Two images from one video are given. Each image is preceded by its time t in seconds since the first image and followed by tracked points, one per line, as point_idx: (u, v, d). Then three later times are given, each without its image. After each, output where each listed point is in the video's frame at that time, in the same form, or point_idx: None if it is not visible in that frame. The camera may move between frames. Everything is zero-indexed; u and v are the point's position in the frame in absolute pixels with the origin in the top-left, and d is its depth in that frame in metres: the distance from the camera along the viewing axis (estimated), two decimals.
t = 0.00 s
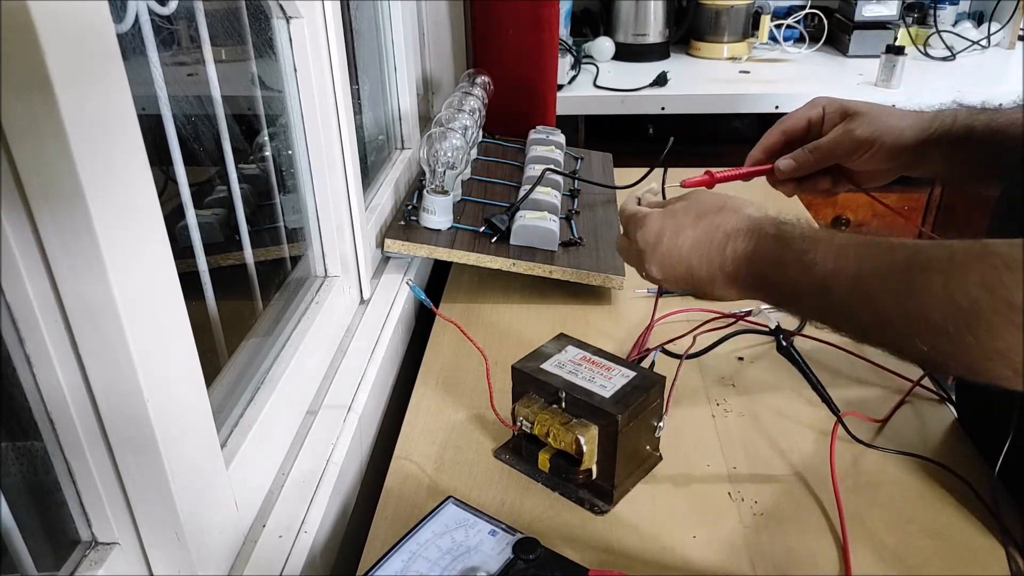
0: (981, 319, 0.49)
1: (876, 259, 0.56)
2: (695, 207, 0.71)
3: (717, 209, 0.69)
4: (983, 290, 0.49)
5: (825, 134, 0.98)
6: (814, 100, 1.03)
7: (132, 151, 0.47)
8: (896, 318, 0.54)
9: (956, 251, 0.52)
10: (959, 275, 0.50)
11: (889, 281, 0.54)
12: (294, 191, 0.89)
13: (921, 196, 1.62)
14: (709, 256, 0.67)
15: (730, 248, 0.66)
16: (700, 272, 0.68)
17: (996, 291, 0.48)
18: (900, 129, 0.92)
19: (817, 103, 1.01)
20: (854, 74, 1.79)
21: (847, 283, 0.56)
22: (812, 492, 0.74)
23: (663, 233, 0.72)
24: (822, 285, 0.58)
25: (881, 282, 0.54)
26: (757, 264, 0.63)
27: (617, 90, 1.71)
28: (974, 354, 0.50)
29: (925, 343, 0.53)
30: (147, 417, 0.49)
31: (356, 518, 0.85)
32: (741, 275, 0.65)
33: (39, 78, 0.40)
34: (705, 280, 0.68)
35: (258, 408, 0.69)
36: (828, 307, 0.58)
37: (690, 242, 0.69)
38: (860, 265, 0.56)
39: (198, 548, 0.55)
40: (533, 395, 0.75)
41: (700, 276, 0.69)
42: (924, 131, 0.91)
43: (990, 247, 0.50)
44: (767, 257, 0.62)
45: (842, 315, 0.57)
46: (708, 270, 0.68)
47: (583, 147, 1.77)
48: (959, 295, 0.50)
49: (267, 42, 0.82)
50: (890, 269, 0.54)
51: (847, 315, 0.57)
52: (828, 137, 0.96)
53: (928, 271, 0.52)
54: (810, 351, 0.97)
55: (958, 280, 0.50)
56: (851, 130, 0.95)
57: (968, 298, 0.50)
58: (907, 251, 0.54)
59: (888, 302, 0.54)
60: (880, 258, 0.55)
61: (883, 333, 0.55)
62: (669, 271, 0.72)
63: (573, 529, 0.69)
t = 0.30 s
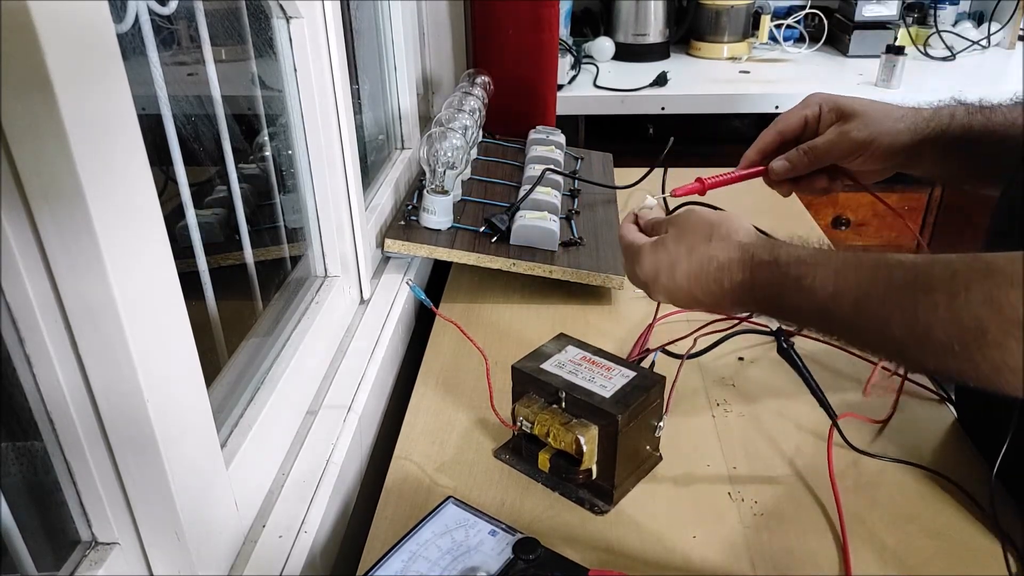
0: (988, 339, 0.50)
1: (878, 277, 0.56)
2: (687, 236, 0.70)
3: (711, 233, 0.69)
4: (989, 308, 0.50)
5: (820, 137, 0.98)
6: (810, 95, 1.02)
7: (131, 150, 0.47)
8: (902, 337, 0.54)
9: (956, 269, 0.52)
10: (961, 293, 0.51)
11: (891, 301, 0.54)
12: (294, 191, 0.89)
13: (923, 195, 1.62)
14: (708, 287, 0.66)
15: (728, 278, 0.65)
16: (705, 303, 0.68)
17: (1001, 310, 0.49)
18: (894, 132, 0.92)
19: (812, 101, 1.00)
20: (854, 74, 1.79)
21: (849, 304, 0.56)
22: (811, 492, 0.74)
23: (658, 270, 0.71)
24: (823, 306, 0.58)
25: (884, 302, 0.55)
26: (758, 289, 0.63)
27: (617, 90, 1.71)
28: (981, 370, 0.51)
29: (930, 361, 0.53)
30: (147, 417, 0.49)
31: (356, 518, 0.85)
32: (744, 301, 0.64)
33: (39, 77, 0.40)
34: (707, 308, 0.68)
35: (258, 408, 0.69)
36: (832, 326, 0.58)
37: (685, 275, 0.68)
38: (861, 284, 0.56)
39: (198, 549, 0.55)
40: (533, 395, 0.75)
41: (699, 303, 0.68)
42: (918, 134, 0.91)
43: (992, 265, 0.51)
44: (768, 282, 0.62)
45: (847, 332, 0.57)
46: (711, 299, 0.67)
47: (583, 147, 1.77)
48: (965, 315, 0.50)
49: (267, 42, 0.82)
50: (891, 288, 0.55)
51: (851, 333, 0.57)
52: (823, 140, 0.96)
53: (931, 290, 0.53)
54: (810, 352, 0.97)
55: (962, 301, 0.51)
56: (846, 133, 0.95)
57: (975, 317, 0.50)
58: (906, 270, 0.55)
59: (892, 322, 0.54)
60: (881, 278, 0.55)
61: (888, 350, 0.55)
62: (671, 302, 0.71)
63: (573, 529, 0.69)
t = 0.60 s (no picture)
0: (993, 341, 0.49)
1: (881, 280, 0.56)
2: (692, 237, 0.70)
3: (719, 233, 0.70)
4: (993, 311, 0.49)
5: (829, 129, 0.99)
6: (822, 81, 1.01)
7: (131, 150, 0.47)
8: (905, 339, 0.54)
9: (960, 272, 0.52)
10: (965, 295, 0.51)
11: (895, 305, 0.54)
12: (294, 191, 0.89)
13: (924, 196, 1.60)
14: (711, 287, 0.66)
15: (726, 279, 0.66)
16: (706, 303, 0.69)
17: (1005, 313, 0.49)
18: (900, 130, 0.94)
19: (823, 89, 1.00)
20: (854, 74, 1.79)
21: (852, 307, 0.56)
22: (812, 492, 0.74)
23: (663, 267, 0.73)
24: (826, 309, 0.58)
25: (888, 306, 0.54)
26: (754, 292, 0.63)
27: (617, 90, 1.71)
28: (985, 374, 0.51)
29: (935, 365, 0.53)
30: (147, 417, 0.49)
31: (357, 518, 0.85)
32: (740, 303, 0.65)
33: (38, 78, 0.40)
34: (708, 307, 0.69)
35: (259, 408, 0.69)
36: (835, 329, 0.58)
37: (689, 272, 0.70)
38: (864, 288, 0.56)
39: (197, 550, 0.55)
40: (533, 395, 0.75)
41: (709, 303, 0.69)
42: (925, 132, 0.92)
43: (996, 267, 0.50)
44: (763, 285, 0.62)
45: (851, 336, 0.57)
46: (716, 299, 0.67)
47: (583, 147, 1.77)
48: (969, 318, 0.50)
49: (266, 42, 0.82)
50: (894, 292, 0.55)
51: (854, 336, 0.57)
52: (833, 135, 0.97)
53: (935, 293, 0.52)
54: (811, 352, 0.96)
55: (966, 304, 0.51)
56: (854, 128, 0.96)
57: (979, 320, 0.50)
58: (910, 273, 0.55)
59: (896, 325, 0.54)
60: (884, 281, 0.55)
61: (890, 353, 0.55)
62: (675, 301, 0.73)
63: (573, 529, 0.69)
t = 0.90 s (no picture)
0: (999, 338, 0.53)
1: (887, 274, 0.56)
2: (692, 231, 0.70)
3: (730, 222, 0.69)
4: (999, 309, 0.52)
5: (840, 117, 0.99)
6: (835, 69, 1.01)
7: (131, 149, 0.47)
8: (914, 333, 0.54)
9: (966, 269, 0.54)
10: (973, 291, 0.53)
11: (904, 298, 0.54)
12: (294, 190, 0.89)
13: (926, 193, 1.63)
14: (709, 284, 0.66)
15: (741, 266, 0.65)
16: (715, 289, 0.67)
17: (1009, 308, 0.52)
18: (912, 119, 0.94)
19: (835, 77, 1.00)
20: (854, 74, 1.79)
21: (860, 300, 0.56)
22: (812, 492, 0.74)
23: (673, 249, 0.71)
24: (830, 305, 0.58)
25: (897, 299, 0.55)
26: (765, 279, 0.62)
27: (617, 90, 1.71)
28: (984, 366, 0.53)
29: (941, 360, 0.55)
30: (147, 417, 0.49)
31: (356, 518, 0.85)
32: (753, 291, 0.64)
33: (38, 78, 0.40)
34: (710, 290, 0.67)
35: (258, 408, 0.69)
36: (843, 323, 0.57)
37: (700, 255, 0.69)
38: (869, 286, 0.56)
39: (198, 549, 0.55)
40: (533, 395, 0.75)
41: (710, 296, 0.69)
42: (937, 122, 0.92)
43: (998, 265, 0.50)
44: (778, 274, 0.62)
45: (859, 332, 0.57)
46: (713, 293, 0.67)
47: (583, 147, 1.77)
48: (977, 315, 0.53)
49: (267, 42, 0.82)
50: (902, 285, 0.55)
51: (860, 331, 0.57)
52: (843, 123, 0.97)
53: (944, 288, 0.54)
54: (812, 352, 0.96)
55: (973, 301, 0.53)
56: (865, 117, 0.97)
57: (985, 317, 0.53)
58: (914, 271, 0.55)
59: (905, 318, 0.54)
60: (891, 274, 0.56)
61: (898, 349, 0.55)
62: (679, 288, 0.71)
63: (574, 529, 0.69)
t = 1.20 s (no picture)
0: (1002, 336, 0.52)
1: (891, 274, 0.56)
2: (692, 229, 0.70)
3: (731, 223, 0.69)
4: (1000, 306, 0.52)
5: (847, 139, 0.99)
6: (852, 89, 1.00)
7: (131, 149, 0.47)
8: (916, 333, 0.54)
9: (969, 269, 0.55)
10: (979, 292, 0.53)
11: (909, 297, 0.54)
12: (294, 191, 0.89)
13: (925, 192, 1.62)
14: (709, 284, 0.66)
15: (740, 264, 0.65)
16: (724, 286, 0.67)
17: (1011, 308, 0.52)
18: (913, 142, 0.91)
19: (852, 97, 1.00)
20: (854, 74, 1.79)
21: (866, 300, 0.56)
22: (812, 492, 0.74)
23: (684, 247, 0.71)
24: (831, 302, 0.57)
25: (902, 298, 0.55)
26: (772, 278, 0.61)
27: (617, 90, 1.71)
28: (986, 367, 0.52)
29: (943, 359, 0.55)
30: (147, 416, 0.49)
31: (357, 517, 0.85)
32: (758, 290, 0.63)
33: (38, 77, 0.40)
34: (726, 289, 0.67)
35: (258, 408, 0.69)
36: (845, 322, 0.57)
37: (711, 253, 0.68)
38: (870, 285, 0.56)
39: (198, 549, 0.55)
40: (533, 395, 0.75)
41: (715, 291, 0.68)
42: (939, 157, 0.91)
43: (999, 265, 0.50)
44: (785, 274, 0.60)
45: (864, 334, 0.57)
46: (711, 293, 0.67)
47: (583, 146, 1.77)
48: (978, 312, 0.53)
49: (267, 42, 0.82)
50: (907, 284, 0.55)
51: (866, 331, 0.57)
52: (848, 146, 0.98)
53: (946, 287, 0.54)
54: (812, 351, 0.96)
55: (975, 299, 0.53)
56: (872, 141, 0.96)
57: (989, 315, 0.53)
58: (917, 271, 0.56)
59: (910, 317, 0.54)
60: (895, 273, 0.56)
61: (903, 349, 0.55)
62: (687, 282, 0.72)
63: (574, 529, 0.69)
